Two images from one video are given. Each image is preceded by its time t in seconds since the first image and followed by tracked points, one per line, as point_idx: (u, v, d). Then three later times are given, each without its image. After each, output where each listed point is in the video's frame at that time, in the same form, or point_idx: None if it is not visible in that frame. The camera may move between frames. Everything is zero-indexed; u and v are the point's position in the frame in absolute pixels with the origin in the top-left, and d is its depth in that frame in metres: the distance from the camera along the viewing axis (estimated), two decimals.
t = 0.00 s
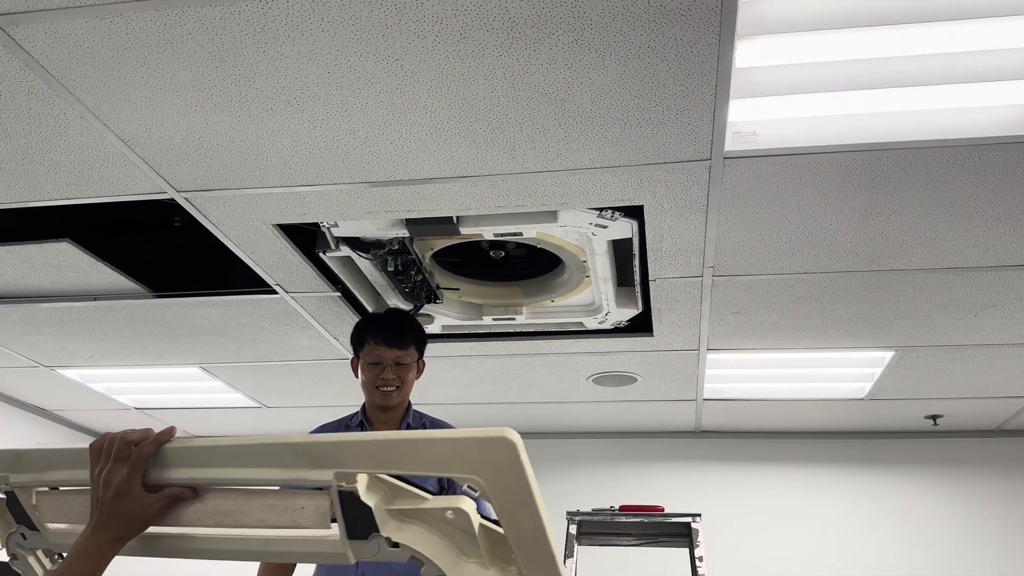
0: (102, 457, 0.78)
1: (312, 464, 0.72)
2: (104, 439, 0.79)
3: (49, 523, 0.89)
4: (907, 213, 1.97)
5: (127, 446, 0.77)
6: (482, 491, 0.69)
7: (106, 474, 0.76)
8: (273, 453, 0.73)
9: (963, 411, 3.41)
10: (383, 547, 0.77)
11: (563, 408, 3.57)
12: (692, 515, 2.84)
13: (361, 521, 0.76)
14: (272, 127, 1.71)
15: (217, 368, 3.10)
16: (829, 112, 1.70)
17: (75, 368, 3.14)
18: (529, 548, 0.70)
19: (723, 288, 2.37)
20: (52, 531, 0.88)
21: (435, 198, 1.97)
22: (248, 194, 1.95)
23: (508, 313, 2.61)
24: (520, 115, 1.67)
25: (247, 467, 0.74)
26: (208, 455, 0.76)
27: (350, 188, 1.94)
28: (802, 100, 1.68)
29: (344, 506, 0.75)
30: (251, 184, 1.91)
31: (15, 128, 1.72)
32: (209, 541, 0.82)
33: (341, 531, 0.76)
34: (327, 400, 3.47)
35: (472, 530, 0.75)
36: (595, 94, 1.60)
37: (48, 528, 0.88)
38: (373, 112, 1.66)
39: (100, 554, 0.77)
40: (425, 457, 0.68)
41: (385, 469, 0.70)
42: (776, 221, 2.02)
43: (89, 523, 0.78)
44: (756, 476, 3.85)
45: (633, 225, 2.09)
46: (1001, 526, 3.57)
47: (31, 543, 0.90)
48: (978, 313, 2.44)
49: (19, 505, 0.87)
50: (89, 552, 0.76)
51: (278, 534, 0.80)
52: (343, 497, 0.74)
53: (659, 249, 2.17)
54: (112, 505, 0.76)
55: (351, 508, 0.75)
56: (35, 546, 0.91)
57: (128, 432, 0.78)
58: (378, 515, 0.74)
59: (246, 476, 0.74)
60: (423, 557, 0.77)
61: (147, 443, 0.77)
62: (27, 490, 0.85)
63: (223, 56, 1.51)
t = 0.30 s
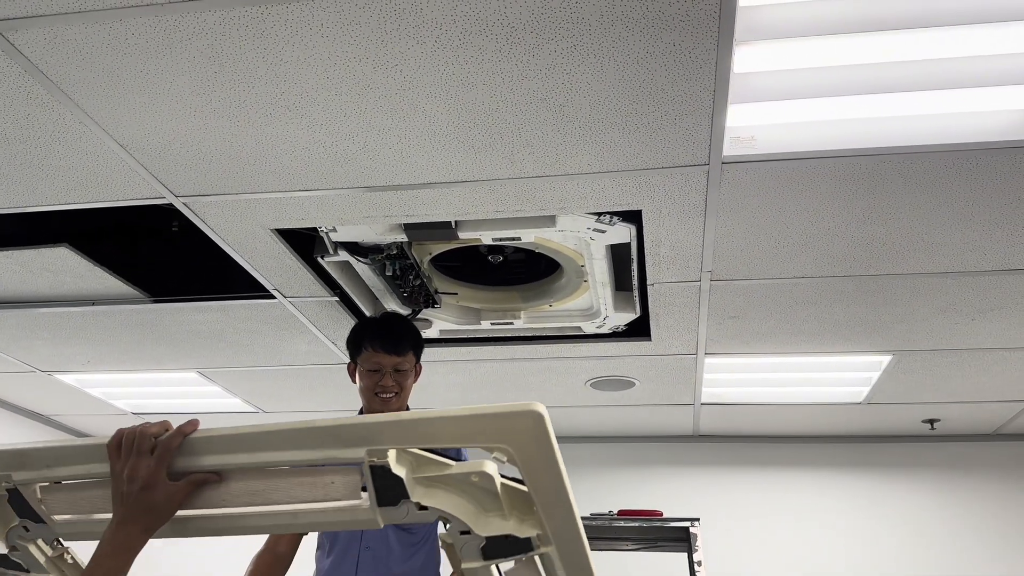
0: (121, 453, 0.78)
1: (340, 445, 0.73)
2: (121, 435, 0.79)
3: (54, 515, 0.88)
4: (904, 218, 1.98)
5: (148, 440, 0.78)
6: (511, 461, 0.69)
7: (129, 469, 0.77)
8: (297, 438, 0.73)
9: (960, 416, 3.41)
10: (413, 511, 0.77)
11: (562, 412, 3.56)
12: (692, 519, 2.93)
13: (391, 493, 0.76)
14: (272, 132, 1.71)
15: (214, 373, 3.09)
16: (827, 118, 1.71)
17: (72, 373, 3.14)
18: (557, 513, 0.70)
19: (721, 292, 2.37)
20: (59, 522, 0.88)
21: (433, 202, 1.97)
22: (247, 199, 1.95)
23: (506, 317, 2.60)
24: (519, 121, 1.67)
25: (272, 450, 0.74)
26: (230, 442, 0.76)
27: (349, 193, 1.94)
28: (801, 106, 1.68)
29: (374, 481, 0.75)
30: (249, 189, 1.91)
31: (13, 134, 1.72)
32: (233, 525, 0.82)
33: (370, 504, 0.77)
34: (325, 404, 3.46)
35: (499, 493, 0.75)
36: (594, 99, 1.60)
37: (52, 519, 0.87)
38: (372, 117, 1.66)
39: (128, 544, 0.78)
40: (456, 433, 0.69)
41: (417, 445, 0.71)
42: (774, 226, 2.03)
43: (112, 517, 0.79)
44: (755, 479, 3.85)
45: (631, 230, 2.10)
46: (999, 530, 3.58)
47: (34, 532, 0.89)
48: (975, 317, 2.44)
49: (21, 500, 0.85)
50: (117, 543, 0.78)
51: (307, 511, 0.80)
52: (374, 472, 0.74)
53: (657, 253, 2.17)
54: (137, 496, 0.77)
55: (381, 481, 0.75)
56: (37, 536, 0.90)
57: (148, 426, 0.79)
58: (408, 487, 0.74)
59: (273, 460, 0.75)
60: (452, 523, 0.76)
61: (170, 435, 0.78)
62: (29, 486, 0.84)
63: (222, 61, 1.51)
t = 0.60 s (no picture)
0: (151, 458, 0.85)
1: (364, 429, 0.80)
2: (147, 441, 0.86)
3: (71, 517, 0.94)
4: (897, 222, 1.98)
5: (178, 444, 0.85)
6: (526, 424, 0.79)
7: (165, 470, 0.84)
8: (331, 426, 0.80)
9: (955, 419, 3.42)
10: (435, 476, 0.84)
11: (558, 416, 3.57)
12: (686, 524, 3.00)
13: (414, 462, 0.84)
14: (267, 137, 1.72)
15: (209, 377, 3.09)
16: (820, 123, 1.71)
17: (67, 378, 3.13)
18: (569, 459, 0.81)
19: (716, 297, 2.37)
20: (80, 525, 0.94)
21: (428, 207, 1.98)
22: (242, 204, 1.96)
23: (502, 322, 2.60)
24: (513, 126, 1.67)
25: (303, 441, 0.81)
26: (258, 438, 0.82)
27: (344, 198, 1.94)
28: (794, 111, 1.69)
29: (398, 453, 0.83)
30: (244, 194, 1.92)
31: (8, 139, 1.72)
32: (269, 507, 0.90)
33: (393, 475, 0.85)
34: (321, 409, 3.46)
35: (512, 448, 0.84)
36: (587, 105, 1.61)
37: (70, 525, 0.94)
38: (367, 122, 1.67)
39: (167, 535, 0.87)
40: (474, 408, 0.77)
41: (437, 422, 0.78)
42: (769, 230, 2.04)
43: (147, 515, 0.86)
44: (751, 483, 3.85)
45: (626, 235, 2.10)
46: (995, 532, 3.58)
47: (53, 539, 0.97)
48: (969, 321, 2.45)
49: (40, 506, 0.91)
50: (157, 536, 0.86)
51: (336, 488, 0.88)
52: (398, 446, 0.83)
53: (652, 258, 2.18)
54: (177, 492, 0.85)
55: (405, 452, 0.83)
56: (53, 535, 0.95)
57: (173, 431, 0.86)
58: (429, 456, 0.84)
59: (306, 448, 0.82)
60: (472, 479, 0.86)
61: (197, 436, 0.85)
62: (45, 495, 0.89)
63: (216, 67, 1.51)
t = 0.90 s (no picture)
0: (161, 473, 0.84)
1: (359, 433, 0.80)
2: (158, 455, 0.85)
3: (76, 537, 0.93)
4: (893, 225, 1.99)
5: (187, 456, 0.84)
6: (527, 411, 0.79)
7: (176, 484, 0.84)
8: (351, 425, 0.79)
9: (952, 422, 3.42)
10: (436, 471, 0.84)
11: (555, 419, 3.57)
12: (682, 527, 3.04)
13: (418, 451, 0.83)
14: (262, 141, 1.72)
15: (206, 380, 3.09)
16: (815, 127, 1.72)
17: (63, 381, 3.13)
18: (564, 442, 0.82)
19: (712, 299, 2.38)
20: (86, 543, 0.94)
21: (423, 210, 1.98)
22: (237, 207, 1.96)
23: (498, 324, 2.60)
24: (508, 129, 1.67)
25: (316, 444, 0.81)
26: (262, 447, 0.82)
27: (339, 201, 1.94)
28: (789, 114, 1.69)
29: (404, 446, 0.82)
30: (240, 197, 1.92)
31: (3, 143, 1.72)
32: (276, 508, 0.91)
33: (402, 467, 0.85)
34: (317, 412, 3.45)
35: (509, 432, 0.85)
36: (582, 108, 1.61)
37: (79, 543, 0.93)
38: (362, 125, 1.67)
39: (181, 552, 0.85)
40: (475, 399, 0.77)
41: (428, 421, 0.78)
42: (764, 233, 2.04)
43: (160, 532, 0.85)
44: (748, 485, 3.85)
45: (622, 237, 2.10)
46: (992, 534, 3.59)
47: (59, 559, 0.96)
48: (964, 324, 2.45)
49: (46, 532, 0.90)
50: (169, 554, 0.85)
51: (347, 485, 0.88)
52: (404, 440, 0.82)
53: (647, 260, 2.17)
54: (189, 505, 0.85)
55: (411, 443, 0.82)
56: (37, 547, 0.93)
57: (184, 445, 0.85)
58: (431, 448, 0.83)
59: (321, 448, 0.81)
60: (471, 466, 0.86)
61: (207, 448, 0.84)
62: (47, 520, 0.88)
63: (211, 71, 1.51)
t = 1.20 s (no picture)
0: (271, 466, 0.81)
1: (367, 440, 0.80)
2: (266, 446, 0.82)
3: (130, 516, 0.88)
4: (891, 228, 1.99)
5: (300, 453, 0.81)
6: (600, 444, 0.82)
7: (286, 479, 0.81)
8: (456, 438, 0.78)
9: (951, 424, 3.43)
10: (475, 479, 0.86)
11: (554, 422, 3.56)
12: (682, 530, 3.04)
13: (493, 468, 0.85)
14: (262, 144, 1.72)
15: (204, 383, 3.08)
16: (814, 131, 1.72)
17: (62, 384, 3.12)
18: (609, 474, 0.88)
19: (711, 302, 2.38)
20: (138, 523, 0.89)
21: (423, 213, 1.98)
22: (237, 211, 1.96)
23: (498, 327, 2.60)
24: (508, 132, 1.67)
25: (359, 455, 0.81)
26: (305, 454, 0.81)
27: (339, 204, 1.94)
28: (788, 118, 1.69)
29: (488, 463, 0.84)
30: (240, 201, 1.92)
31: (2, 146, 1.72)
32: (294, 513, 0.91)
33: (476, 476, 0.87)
34: (317, 414, 3.45)
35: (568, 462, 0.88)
36: (582, 112, 1.61)
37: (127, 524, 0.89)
38: (362, 129, 1.67)
39: (277, 547, 0.83)
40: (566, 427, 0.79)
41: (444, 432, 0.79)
42: (762, 236, 2.04)
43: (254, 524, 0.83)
44: (748, 487, 3.85)
45: (621, 240, 2.10)
46: (991, 536, 3.59)
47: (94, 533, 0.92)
48: (963, 326, 2.46)
49: (104, 508, 0.85)
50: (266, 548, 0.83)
51: (420, 488, 0.89)
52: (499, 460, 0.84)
53: (647, 263, 2.17)
54: (294, 501, 0.82)
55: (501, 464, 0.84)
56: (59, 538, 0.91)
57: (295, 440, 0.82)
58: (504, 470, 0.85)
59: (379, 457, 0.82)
60: (527, 484, 0.89)
61: (317, 444, 0.81)
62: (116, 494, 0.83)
63: (210, 74, 1.51)
